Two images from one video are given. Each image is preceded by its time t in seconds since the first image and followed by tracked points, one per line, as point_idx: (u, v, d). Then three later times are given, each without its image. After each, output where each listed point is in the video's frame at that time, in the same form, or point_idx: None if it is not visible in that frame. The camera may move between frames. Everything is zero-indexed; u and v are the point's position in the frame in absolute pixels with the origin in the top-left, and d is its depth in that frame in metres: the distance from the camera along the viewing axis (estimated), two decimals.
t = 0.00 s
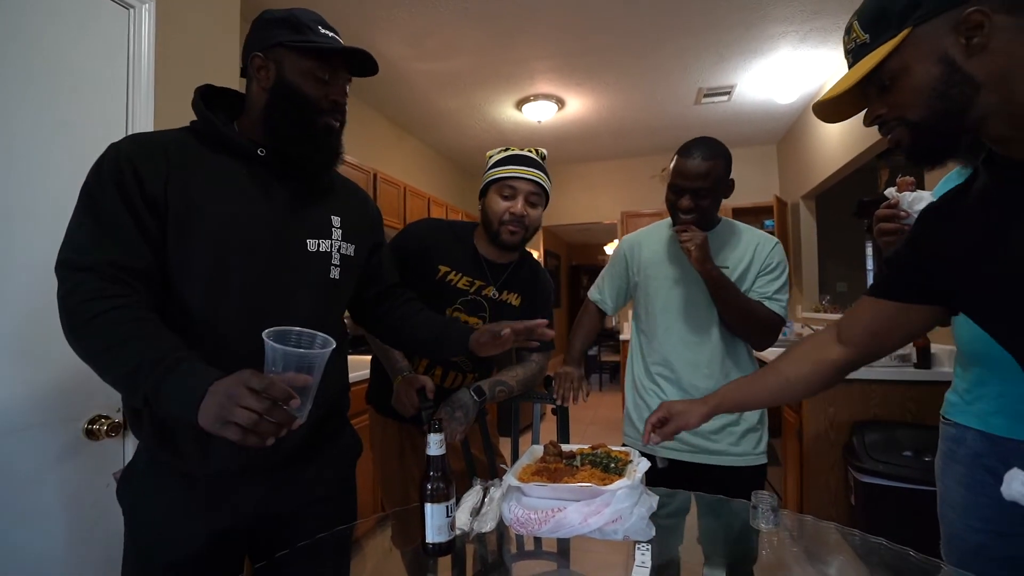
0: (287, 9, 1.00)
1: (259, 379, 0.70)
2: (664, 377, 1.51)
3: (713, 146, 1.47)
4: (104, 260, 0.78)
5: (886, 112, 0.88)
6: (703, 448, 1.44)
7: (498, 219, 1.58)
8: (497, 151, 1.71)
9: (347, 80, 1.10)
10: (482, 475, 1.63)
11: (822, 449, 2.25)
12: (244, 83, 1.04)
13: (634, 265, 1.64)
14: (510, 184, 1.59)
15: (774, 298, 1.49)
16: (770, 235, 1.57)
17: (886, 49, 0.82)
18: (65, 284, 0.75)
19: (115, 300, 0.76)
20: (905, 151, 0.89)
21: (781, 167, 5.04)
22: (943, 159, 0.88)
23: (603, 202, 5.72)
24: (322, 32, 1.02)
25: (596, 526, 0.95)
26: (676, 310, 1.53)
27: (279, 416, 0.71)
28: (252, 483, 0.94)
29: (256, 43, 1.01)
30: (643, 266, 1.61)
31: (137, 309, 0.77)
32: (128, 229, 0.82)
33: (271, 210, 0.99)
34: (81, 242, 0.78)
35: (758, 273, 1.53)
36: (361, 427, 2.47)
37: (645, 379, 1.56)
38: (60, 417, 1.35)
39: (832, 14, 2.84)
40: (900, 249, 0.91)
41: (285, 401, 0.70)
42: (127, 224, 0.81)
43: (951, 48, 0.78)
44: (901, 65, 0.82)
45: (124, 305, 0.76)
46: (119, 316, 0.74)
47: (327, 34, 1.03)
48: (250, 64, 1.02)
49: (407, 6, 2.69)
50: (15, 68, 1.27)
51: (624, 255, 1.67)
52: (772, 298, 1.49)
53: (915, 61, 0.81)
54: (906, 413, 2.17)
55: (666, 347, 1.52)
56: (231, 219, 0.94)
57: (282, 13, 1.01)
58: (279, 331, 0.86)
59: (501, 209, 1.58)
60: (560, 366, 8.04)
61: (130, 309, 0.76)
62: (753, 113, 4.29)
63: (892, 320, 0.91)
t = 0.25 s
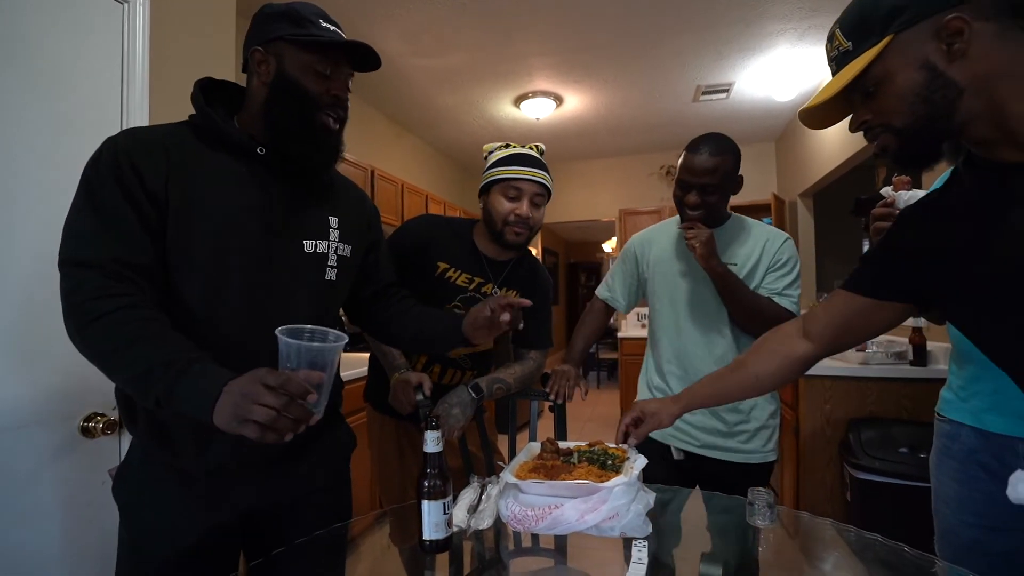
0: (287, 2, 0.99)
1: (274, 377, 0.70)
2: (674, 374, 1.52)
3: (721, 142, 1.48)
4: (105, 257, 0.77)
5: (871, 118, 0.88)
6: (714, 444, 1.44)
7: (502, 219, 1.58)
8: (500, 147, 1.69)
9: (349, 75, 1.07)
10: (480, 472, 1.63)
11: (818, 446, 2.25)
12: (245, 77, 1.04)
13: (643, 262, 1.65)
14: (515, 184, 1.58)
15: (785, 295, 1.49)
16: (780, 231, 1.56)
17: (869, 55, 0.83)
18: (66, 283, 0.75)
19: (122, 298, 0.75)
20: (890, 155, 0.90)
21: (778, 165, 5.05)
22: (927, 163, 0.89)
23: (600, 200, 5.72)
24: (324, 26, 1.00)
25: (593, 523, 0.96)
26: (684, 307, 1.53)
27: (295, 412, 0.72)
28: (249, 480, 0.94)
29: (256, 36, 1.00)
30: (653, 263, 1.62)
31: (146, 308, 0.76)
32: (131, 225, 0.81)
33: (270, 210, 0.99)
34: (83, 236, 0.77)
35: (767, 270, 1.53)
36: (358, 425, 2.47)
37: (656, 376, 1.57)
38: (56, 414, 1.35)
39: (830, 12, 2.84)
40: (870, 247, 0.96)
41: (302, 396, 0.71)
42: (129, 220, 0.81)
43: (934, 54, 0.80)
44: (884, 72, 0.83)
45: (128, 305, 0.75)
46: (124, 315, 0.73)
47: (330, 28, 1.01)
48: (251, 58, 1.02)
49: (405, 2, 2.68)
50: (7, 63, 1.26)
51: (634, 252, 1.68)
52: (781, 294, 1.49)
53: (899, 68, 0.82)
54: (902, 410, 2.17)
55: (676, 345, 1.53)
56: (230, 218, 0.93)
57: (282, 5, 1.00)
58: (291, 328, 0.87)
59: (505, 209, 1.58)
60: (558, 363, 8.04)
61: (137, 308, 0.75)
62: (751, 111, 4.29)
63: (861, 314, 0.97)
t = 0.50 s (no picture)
0: (322, 11, 0.95)
1: (287, 412, 0.74)
2: (676, 372, 1.52)
3: (724, 141, 1.48)
4: (120, 275, 0.77)
5: (865, 114, 0.88)
6: (722, 439, 1.44)
7: (503, 216, 1.57)
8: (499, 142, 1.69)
9: (376, 89, 1.04)
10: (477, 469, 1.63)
11: (814, 442, 2.26)
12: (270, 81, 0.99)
13: (644, 258, 1.64)
14: (516, 181, 1.58)
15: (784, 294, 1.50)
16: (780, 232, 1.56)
17: (865, 51, 0.82)
18: (82, 294, 0.75)
19: (136, 319, 0.76)
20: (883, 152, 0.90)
21: (776, 161, 5.04)
22: (921, 162, 0.89)
23: (598, 197, 5.71)
24: (358, 40, 0.97)
25: (590, 520, 0.95)
26: (685, 305, 1.53)
27: (304, 445, 0.74)
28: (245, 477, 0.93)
29: (285, 43, 0.96)
30: (654, 259, 1.61)
31: (162, 330, 0.77)
32: (144, 240, 0.81)
33: (278, 231, 0.96)
34: (98, 249, 0.77)
35: (767, 270, 1.52)
36: (355, 421, 2.47)
37: (658, 374, 1.57)
38: (50, 411, 1.33)
39: (828, 9, 2.84)
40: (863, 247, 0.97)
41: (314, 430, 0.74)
42: (142, 235, 0.81)
43: (929, 52, 0.79)
44: (878, 68, 0.83)
45: (143, 326, 0.76)
46: (141, 335, 0.75)
47: (364, 43, 0.98)
48: (278, 65, 0.97)
49: None
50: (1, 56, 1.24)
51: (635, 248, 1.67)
52: (779, 295, 1.49)
53: (893, 65, 0.81)
54: (898, 407, 2.18)
55: (677, 343, 1.53)
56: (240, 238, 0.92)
57: (315, 13, 0.96)
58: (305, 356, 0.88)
59: (506, 207, 1.57)
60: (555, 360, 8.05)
61: (154, 328, 0.77)
62: (748, 107, 4.28)
63: (846, 315, 1.01)
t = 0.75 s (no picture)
0: (375, 65, 0.89)
1: (307, 507, 0.67)
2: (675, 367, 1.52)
3: (726, 137, 1.47)
4: (156, 328, 0.73)
5: (860, 111, 0.87)
6: (723, 440, 1.44)
7: (501, 213, 1.57)
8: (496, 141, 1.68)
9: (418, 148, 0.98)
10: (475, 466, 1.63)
11: (812, 440, 2.26)
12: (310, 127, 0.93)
13: (643, 256, 1.64)
14: (514, 179, 1.57)
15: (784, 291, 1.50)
16: (779, 229, 1.56)
17: (860, 48, 0.82)
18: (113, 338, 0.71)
19: (167, 372, 0.73)
20: (877, 150, 0.90)
21: (774, 158, 5.04)
22: (917, 159, 0.89)
23: (596, 194, 5.70)
24: (408, 100, 0.92)
25: (588, 518, 0.95)
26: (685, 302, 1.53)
27: (326, 544, 0.67)
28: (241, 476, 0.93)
29: (331, 93, 0.90)
30: (653, 257, 1.61)
31: (193, 385, 0.75)
32: (178, 291, 0.77)
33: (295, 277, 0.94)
34: (133, 298, 0.72)
35: (767, 266, 1.52)
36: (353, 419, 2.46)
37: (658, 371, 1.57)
38: (46, 411, 1.31)
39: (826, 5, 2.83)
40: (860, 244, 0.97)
41: (332, 529, 0.66)
42: (177, 287, 0.77)
43: (923, 49, 0.79)
44: (873, 65, 0.83)
45: (175, 383, 0.73)
46: (176, 394, 0.73)
47: (414, 103, 0.93)
48: (320, 113, 0.91)
49: None
50: None
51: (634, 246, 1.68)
52: (779, 291, 1.49)
53: (888, 62, 0.81)
54: (896, 403, 2.18)
55: (676, 339, 1.53)
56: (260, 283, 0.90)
57: (367, 64, 0.90)
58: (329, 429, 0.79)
59: (504, 203, 1.57)
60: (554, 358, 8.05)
61: (187, 384, 0.74)
62: (746, 104, 4.28)
63: (841, 313, 1.01)
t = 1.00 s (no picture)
0: (372, 57, 0.89)
1: (329, 494, 0.70)
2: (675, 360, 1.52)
3: (727, 131, 1.49)
4: (165, 325, 0.73)
5: (854, 106, 0.87)
6: (720, 435, 1.44)
7: (499, 208, 1.56)
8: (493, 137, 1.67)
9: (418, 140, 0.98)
10: (474, 463, 1.63)
11: (809, 434, 2.26)
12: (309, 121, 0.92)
13: (644, 249, 1.64)
14: (513, 175, 1.57)
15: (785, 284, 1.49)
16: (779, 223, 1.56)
17: (853, 43, 0.81)
18: (128, 338, 0.71)
19: (177, 368, 0.72)
20: (871, 144, 0.89)
21: (771, 153, 5.04)
22: (909, 155, 0.88)
23: (594, 190, 5.70)
24: (406, 91, 0.91)
25: (587, 513, 0.96)
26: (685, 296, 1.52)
27: (347, 530, 0.70)
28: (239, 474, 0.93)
29: (330, 86, 0.89)
30: (653, 250, 1.61)
31: (204, 380, 0.74)
32: (184, 288, 0.77)
33: (300, 273, 0.94)
34: (142, 298, 0.71)
35: (767, 260, 1.52)
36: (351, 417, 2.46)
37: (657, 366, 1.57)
38: (42, 411, 1.31)
39: None
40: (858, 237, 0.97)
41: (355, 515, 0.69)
42: (183, 283, 0.76)
43: (916, 45, 0.79)
44: (866, 61, 0.82)
45: (187, 379, 0.72)
46: (188, 388, 0.72)
47: (412, 95, 0.92)
48: (318, 106, 0.91)
49: None
50: None
51: (634, 240, 1.67)
52: (780, 283, 1.48)
53: (881, 57, 0.81)
54: (893, 397, 2.19)
55: (675, 330, 1.53)
56: (266, 278, 0.90)
57: (364, 56, 0.89)
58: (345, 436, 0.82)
59: (502, 200, 1.56)
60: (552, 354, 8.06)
61: (198, 378, 0.73)
62: (744, 99, 4.27)
63: (834, 306, 1.01)
